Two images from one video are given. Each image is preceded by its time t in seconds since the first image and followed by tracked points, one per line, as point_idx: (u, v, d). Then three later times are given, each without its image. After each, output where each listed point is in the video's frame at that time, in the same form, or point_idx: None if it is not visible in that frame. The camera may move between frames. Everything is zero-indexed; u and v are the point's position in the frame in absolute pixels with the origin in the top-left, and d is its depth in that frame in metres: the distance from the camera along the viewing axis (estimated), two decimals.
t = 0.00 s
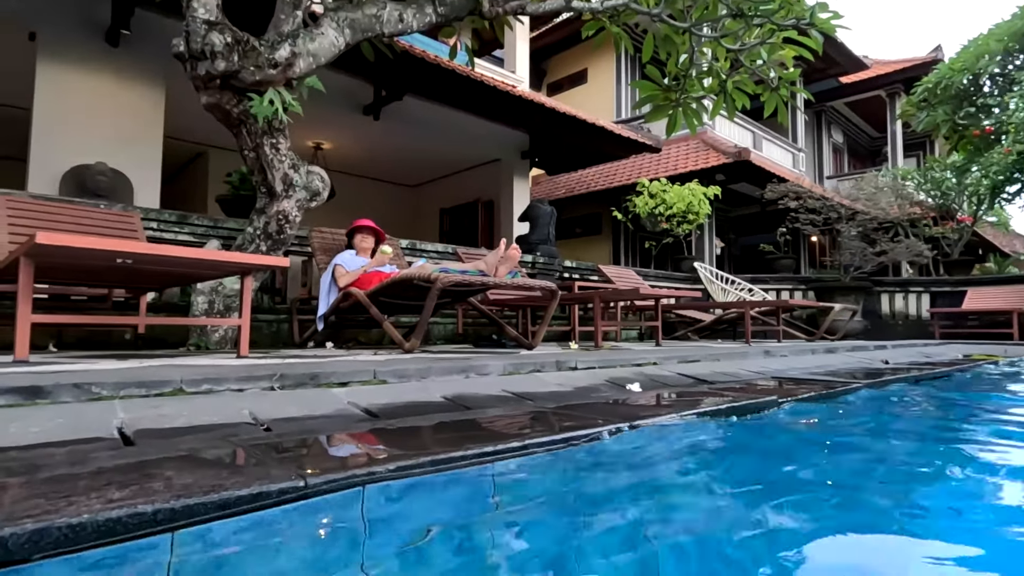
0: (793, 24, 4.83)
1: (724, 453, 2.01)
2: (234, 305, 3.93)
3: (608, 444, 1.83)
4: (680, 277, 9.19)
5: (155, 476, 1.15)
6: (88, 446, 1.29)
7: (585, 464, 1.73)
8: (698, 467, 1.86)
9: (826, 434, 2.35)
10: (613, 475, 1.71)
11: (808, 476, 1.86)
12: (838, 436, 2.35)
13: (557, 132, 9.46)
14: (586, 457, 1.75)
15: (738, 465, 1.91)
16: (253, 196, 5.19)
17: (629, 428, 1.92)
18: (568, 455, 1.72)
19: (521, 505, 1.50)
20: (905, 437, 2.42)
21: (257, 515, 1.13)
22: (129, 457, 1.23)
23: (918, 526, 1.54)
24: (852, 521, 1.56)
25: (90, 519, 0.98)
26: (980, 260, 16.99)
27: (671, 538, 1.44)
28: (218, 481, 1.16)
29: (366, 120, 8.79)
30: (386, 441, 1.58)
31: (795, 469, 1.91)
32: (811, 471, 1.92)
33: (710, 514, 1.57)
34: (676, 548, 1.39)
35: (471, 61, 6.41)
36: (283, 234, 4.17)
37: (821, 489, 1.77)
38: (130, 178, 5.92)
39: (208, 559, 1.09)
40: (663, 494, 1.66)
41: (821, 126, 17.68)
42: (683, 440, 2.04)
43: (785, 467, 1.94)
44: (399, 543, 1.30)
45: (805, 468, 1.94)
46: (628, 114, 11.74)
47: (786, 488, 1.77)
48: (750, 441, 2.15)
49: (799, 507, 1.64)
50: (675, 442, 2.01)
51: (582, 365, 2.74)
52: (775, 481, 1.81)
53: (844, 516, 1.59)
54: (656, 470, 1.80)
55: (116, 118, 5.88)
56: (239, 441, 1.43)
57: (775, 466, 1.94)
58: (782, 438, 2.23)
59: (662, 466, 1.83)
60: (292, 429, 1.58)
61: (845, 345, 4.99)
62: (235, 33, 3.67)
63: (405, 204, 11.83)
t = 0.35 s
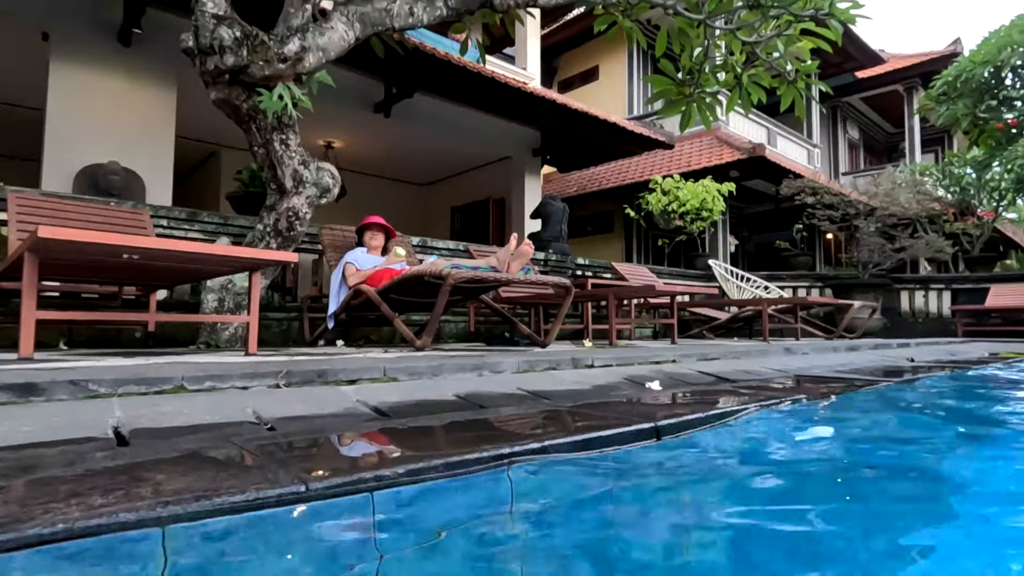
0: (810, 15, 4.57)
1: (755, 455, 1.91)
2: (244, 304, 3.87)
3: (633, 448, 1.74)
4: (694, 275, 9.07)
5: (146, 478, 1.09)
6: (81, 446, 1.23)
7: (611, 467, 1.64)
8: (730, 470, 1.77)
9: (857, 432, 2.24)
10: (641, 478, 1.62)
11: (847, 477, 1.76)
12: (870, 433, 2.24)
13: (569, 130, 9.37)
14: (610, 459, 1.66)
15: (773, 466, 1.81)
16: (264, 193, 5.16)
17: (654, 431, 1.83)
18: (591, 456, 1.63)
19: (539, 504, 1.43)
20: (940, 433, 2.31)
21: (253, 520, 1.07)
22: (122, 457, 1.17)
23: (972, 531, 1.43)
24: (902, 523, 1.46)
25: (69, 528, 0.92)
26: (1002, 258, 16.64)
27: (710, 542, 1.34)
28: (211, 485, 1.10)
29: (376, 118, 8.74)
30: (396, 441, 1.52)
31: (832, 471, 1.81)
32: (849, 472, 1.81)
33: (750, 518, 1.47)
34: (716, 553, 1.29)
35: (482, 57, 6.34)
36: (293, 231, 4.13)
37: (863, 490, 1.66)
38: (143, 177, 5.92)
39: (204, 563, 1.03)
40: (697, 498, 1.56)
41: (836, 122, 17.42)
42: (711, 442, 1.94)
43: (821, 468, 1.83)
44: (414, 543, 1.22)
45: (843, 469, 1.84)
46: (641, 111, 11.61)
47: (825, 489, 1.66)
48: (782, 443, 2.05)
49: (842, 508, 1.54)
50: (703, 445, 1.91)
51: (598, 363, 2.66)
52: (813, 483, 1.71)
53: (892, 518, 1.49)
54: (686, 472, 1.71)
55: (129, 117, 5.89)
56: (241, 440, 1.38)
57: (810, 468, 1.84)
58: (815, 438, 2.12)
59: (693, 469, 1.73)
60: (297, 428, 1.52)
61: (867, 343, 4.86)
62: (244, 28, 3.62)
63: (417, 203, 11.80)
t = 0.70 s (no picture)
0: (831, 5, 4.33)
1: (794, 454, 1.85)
2: (261, 303, 3.88)
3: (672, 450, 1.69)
4: (710, 272, 8.98)
5: (173, 482, 1.05)
6: (106, 454, 1.20)
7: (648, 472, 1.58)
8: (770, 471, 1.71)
9: (895, 436, 2.18)
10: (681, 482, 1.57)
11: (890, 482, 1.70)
12: (906, 438, 2.16)
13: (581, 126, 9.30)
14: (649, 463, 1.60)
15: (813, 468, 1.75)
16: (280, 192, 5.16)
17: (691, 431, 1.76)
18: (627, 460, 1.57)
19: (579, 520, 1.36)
20: (980, 439, 2.23)
21: (294, 537, 0.97)
22: (148, 464, 1.14)
23: None
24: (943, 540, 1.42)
25: (102, 545, 0.82)
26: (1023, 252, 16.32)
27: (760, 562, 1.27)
28: (244, 488, 1.05)
29: (389, 116, 8.70)
30: (417, 442, 1.50)
31: (874, 474, 1.75)
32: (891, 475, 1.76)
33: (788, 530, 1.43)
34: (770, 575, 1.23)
35: (495, 54, 6.28)
36: (308, 230, 4.12)
37: (903, 498, 1.61)
38: (158, 178, 5.93)
39: None
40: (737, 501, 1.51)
41: (852, 116, 17.15)
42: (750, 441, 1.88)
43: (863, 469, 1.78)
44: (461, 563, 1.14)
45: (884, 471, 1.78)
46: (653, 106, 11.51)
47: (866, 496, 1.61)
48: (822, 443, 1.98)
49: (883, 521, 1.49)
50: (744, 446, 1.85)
51: (623, 362, 2.61)
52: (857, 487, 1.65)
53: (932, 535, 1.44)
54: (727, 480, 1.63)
55: (144, 118, 5.90)
56: (268, 445, 1.34)
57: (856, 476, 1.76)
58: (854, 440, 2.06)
59: (732, 472, 1.68)
60: (325, 432, 1.49)
61: (892, 340, 4.75)
62: (260, 26, 3.60)
63: (429, 201, 11.81)
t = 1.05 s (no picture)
0: None
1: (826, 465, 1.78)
2: (272, 304, 3.86)
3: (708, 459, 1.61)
4: (724, 271, 8.87)
5: (185, 493, 1.02)
6: (117, 462, 1.17)
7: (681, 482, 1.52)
8: (801, 487, 1.65)
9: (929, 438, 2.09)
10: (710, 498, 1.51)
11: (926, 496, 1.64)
12: (935, 439, 2.08)
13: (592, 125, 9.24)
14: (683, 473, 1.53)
15: (846, 482, 1.69)
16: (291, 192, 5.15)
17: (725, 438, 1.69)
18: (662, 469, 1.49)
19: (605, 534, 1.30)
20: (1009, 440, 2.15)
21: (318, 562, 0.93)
22: (160, 473, 1.11)
23: None
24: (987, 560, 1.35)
25: (107, 569, 0.78)
26: None
27: None
28: (256, 498, 1.01)
29: (398, 116, 8.67)
30: (433, 446, 1.46)
31: (910, 488, 1.68)
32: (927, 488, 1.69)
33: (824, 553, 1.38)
34: None
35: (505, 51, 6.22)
36: (320, 230, 4.09)
37: (941, 512, 1.55)
38: (169, 179, 5.94)
39: None
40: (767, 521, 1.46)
41: (865, 112, 16.92)
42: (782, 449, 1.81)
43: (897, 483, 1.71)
44: None
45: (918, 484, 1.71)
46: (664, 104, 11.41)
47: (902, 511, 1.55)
48: (854, 451, 1.91)
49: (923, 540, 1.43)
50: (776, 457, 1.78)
51: (643, 364, 2.56)
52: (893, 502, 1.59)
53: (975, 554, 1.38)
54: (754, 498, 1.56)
55: (155, 118, 5.91)
56: (283, 452, 1.31)
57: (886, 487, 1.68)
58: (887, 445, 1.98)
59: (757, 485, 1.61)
60: (340, 438, 1.45)
61: (914, 339, 4.65)
62: (270, 25, 3.57)
63: (440, 200, 11.79)
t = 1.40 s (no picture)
0: None
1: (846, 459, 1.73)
2: (279, 300, 3.85)
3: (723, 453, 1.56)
4: (734, 267, 8.79)
5: (175, 480, 0.99)
6: (112, 450, 1.16)
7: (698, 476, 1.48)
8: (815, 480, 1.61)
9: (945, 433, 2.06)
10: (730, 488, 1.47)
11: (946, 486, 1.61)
12: (955, 438, 2.01)
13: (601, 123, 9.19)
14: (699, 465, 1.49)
15: (863, 477, 1.64)
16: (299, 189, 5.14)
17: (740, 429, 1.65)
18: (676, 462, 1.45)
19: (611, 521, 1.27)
20: None
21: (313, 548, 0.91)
22: (153, 460, 1.09)
23: None
24: (1012, 549, 1.33)
25: (83, 554, 0.76)
26: None
27: None
28: (249, 484, 1.00)
29: (406, 114, 8.66)
30: (440, 437, 1.43)
31: (927, 480, 1.65)
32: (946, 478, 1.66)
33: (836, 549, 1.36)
34: None
35: (512, 48, 6.18)
36: (327, 226, 4.08)
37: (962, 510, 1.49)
38: (178, 176, 5.96)
39: None
40: (783, 515, 1.42)
41: (878, 108, 16.72)
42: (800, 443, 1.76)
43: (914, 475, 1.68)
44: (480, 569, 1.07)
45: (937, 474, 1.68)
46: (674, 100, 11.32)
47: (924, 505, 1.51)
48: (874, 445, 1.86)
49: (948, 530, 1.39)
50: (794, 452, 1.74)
51: (652, 356, 2.52)
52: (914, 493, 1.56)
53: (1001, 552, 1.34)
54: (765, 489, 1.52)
55: (163, 115, 5.92)
56: (281, 441, 1.28)
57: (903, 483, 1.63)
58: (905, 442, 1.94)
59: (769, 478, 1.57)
60: (342, 428, 1.42)
61: (930, 334, 4.56)
62: (276, 19, 3.56)
63: (447, 198, 11.78)
